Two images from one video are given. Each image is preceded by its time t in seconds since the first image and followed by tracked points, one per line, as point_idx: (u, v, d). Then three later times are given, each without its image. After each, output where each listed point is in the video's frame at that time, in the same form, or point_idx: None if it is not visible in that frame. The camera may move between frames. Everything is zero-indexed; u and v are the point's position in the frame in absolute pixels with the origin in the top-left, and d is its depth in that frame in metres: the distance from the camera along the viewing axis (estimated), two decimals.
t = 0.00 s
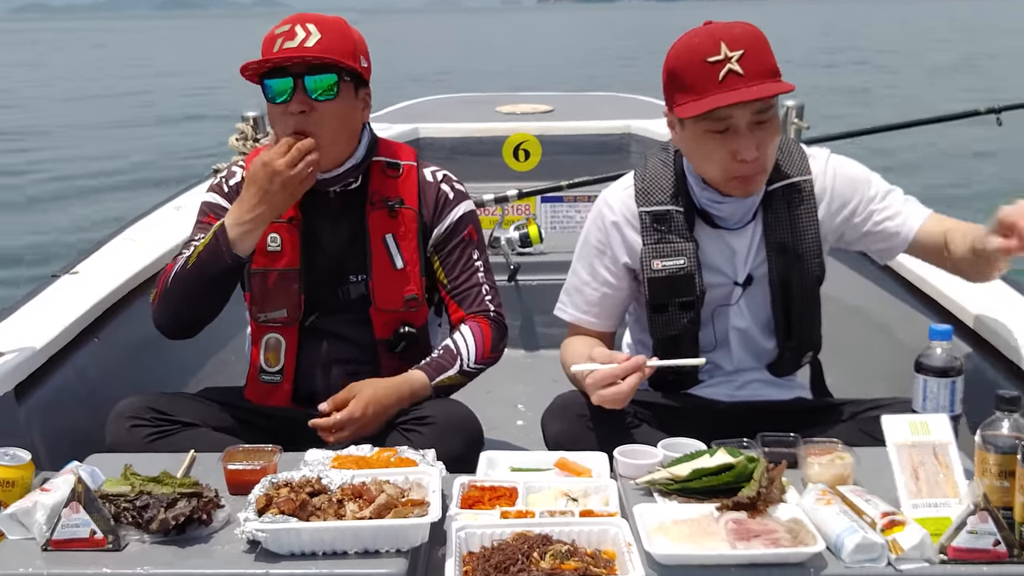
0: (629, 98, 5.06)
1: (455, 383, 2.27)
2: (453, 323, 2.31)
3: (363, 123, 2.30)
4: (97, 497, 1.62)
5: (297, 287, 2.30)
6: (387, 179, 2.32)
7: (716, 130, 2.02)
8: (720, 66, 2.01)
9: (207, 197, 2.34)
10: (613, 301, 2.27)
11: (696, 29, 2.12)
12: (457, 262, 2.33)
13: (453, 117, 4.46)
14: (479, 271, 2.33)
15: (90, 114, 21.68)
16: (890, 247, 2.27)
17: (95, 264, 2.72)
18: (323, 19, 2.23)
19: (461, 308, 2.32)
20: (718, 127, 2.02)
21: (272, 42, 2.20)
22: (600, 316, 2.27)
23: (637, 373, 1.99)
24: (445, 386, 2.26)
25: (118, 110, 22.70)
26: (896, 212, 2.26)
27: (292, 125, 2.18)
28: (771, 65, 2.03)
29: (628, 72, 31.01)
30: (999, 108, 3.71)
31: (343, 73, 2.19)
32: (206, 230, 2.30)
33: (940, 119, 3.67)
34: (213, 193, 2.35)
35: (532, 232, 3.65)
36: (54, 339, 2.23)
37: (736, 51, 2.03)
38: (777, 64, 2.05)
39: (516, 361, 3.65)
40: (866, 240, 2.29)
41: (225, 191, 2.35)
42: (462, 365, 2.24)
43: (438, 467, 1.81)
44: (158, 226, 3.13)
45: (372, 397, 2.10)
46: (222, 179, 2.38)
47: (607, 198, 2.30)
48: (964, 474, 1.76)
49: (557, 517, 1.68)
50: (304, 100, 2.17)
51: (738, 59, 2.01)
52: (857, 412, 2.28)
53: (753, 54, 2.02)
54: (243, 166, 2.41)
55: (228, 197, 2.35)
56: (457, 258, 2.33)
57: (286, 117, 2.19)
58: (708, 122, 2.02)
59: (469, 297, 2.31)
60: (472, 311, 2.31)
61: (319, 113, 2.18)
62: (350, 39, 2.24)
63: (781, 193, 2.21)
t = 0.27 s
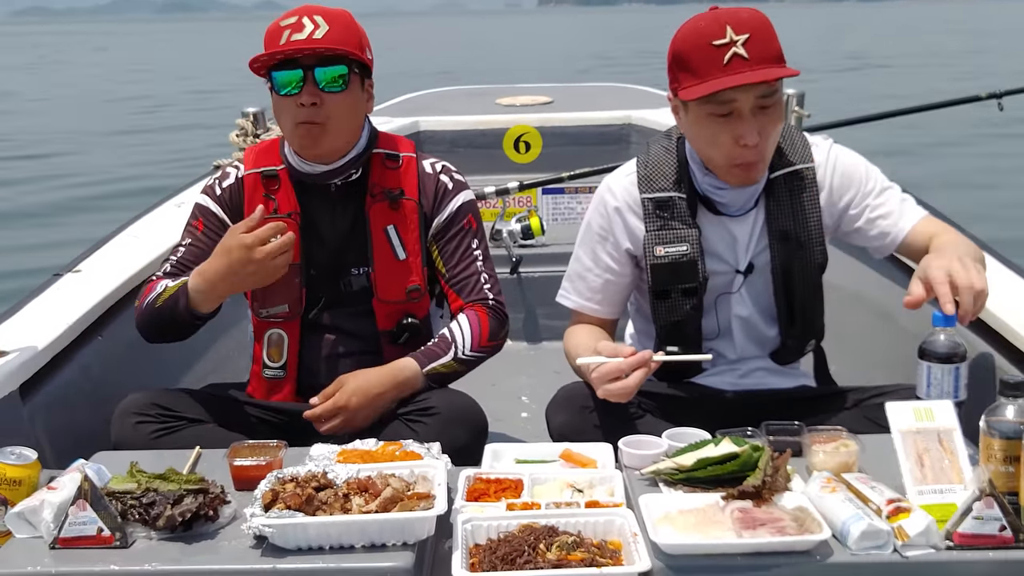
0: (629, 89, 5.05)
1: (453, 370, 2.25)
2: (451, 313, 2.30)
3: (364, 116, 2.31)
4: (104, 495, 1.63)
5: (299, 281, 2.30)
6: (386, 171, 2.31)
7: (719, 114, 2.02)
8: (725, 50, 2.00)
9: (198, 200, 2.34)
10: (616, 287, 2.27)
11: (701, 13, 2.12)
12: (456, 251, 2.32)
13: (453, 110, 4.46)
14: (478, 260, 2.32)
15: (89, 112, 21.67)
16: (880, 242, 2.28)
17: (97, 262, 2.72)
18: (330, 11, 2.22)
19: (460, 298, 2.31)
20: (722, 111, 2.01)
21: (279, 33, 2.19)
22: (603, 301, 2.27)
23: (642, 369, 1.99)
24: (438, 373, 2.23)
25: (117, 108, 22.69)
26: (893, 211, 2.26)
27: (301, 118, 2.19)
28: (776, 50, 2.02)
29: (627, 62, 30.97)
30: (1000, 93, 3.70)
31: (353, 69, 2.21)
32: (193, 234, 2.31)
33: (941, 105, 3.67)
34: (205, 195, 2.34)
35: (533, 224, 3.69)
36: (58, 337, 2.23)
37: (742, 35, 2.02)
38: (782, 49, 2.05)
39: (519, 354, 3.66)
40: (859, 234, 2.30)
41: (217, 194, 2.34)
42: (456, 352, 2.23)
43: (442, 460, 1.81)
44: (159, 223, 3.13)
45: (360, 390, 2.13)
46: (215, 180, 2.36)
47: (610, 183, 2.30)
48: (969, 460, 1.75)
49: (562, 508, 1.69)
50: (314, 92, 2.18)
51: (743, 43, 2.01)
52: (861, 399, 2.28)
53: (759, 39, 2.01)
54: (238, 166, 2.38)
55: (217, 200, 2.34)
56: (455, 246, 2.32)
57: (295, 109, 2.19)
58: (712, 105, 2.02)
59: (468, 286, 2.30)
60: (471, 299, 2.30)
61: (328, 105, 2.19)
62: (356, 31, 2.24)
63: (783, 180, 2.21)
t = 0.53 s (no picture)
0: (630, 86, 5.05)
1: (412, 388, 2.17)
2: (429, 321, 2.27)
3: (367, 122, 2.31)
4: (110, 498, 1.62)
5: (298, 289, 2.32)
6: (380, 177, 2.29)
7: (711, 111, 2.02)
8: (714, 46, 2.00)
9: (191, 214, 2.32)
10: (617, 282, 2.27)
11: (694, 10, 2.11)
12: (441, 258, 2.27)
13: (454, 109, 4.46)
14: (461, 267, 2.25)
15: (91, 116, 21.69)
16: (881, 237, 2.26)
17: (100, 266, 2.72)
18: (334, 18, 2.22)
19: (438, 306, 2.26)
20: (712, 107, 2.02)
21: (283, 41, 2.19)
22: (604, 297, 2.26)
23: (646, 369, 1.99)
24: (393, 394, 2.15)
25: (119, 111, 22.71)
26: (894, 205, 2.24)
27: (305, 125, 2.19)
28: (768, 46, 2.01)
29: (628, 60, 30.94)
30: (1003, 87, 3.69)
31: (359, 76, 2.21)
32: (186, 250, 2.31)
33: (943, 100, 3.67)
34: (197, 210, 2.32)
35: (536, 223, 3.69)
36: (62, 342, 2.24)
37: (731, 31, 2.01)
38: (774, 45, 2.03)
39: (523, 353, 3.66)
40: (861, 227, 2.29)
41: (210, 209, 2.32)
42: (410, 369, 2.16)
43: (448, 460, 1.82)
44: (162, 226, 3.13)
45: (302, 421, 2.08)
46: (208, 193, 2.33)
47: (609, 182, 2.31)
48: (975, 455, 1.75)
49: (568, 507, 1.69)
50: (321, 101, 2.18)
51: (732, 39, 2.00)
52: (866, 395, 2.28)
53: (750, 35, 2.00)
54: (232, 177, 2.36)
55: (210, 216, 2.32)
56: (439, 251, 2.27)
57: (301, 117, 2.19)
58: (702, 102, 2.02)
59: (446, 292, 2.24)
60: (448, 307, 2.23)
61: (334, 113, 2.20)
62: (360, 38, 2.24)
63: (781, 176, 2.21)
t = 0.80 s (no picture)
0: (633, 91, 5.06)
1: (397, 413, 2.22)
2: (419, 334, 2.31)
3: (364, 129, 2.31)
4: (111, 502, 1.62)
5: (295, 303, 2.32)
6: (378, 187, 2.31)
7: (702, 117, 2.03)
8: (707, 52, 2.00)
9: (189, 228, 2.33)
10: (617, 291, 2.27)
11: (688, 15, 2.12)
12: (432, 269, 2.32)
13: (457, 114, 4.47)
14: (451, 278, 2.30)
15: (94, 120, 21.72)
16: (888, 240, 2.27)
17: (103, 270, 2.72)
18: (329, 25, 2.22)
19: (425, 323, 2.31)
20: (703, 113, 2.02)
21: (281, 48, 2.19)
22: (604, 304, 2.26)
23: (646, 373, 1.99)
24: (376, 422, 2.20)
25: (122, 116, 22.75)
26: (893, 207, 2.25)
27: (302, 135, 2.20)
28: (760, 54, 2.00)
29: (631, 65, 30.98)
30: (1005, 92, 3.69)
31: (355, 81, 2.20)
32: (190, 270, 2.32)
33: (946, 105, 3.67)
34: (195, 223, 2.32)
35: (538, 228, 3.65)
36: (64, 346, 2.24)
37: (723, 37, 2.02)
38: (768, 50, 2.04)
39: (525, 358, 3.66)
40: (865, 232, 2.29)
41: (210, 223, 2.31)
42: (389, 396, 2.22)
43: (449, 465, 1.81)
44: (164, 231, 3.13)
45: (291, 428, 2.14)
46: (206, 208, 2.33)
47: (608, 189, 2.30)
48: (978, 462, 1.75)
49: (569, 513, 1.68)
50: (317, 109, 2.19)
51: (725, 45, 2.00)
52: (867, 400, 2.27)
53: (740, 43, 2.00)
54: (227, 191, 2.35)
55: (210, 229, 2.32)
56: (434, 263, 2.32)
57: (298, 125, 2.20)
58: (692, 107, 2.02)
59: (432, 307, 2.29)
60: (436, 325, 2.28)
61: (330, 120, 2.21)
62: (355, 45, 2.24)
63: (779, 181, 2.21)
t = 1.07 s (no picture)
0: (629, 99, 5.07)
1: (402, 391, 2.20)
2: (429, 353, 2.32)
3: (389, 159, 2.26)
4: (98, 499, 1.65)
5: (304, 304, 2.31)
6: (400, 208, 2.29)
7: (763, 116, 1.99)
8: (782, 54, 1.99)
9: (210, 203, 2.33)
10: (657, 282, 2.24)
11: (760, 23, 2.10)
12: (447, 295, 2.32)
13: (454, 119, 4.47)
14: (468, 308, 2.31)
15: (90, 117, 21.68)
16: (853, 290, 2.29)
17: (96, 267, 2.72)
18: (362, 79, 2.14)
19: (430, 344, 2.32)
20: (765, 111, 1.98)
21: (308, 99, 2.13)
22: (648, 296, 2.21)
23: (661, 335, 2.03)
24: (387, 386, 2.18)
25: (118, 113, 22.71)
26: (879, 277, 2.23)
27: (319, 179, 2.16)
28: (830, 70, 2.00)
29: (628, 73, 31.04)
30: (1000, 108, 3.71)
31: (383, 143, 2.14)
32: (206, 242, 2.31)
33: (941, 119, 3.68)
34: (218, 200, 2.33)
35: (533, 234, 3.69)
36: (56, 342, 2.23)
37: (800, 44, 2.01)
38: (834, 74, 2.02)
39: (516, 363, 3.66)
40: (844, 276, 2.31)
41: (232, 203, 2.32)
42: (414, 371, 2.21)
43: (439, 469, 1.81)
44: (158, 229, 3.13)
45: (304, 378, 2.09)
46: (231, 187, 2.34)
47: (641, 176, 2.29)
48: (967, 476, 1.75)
49: (558, 519, 1.68)
50: (339, 165, 2.13)
51: (800, 52, 1.99)
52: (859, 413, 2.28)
53: (816, 51, 2.00)
54: (255, 174, 2.36)
55: (232, 209, 2.32)
56: (448, 293, 2.32)
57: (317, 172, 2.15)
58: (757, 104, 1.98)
59: (451, 331, 2.30)
60: (450, 345, 2.29)
61: (352, 172, 2.16)
62: (390, 98, 2.18)
63: (812, 197, 2.20)
